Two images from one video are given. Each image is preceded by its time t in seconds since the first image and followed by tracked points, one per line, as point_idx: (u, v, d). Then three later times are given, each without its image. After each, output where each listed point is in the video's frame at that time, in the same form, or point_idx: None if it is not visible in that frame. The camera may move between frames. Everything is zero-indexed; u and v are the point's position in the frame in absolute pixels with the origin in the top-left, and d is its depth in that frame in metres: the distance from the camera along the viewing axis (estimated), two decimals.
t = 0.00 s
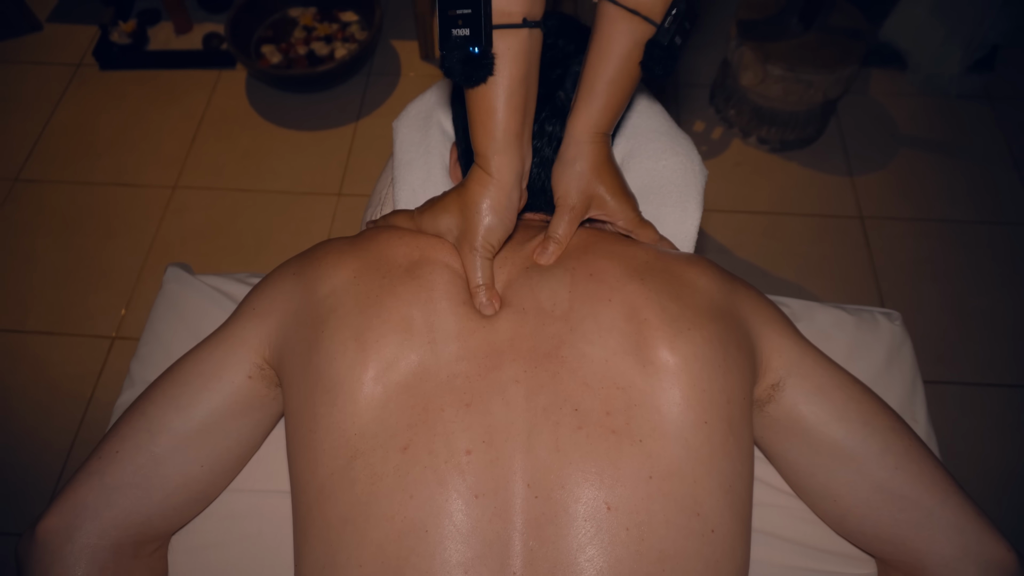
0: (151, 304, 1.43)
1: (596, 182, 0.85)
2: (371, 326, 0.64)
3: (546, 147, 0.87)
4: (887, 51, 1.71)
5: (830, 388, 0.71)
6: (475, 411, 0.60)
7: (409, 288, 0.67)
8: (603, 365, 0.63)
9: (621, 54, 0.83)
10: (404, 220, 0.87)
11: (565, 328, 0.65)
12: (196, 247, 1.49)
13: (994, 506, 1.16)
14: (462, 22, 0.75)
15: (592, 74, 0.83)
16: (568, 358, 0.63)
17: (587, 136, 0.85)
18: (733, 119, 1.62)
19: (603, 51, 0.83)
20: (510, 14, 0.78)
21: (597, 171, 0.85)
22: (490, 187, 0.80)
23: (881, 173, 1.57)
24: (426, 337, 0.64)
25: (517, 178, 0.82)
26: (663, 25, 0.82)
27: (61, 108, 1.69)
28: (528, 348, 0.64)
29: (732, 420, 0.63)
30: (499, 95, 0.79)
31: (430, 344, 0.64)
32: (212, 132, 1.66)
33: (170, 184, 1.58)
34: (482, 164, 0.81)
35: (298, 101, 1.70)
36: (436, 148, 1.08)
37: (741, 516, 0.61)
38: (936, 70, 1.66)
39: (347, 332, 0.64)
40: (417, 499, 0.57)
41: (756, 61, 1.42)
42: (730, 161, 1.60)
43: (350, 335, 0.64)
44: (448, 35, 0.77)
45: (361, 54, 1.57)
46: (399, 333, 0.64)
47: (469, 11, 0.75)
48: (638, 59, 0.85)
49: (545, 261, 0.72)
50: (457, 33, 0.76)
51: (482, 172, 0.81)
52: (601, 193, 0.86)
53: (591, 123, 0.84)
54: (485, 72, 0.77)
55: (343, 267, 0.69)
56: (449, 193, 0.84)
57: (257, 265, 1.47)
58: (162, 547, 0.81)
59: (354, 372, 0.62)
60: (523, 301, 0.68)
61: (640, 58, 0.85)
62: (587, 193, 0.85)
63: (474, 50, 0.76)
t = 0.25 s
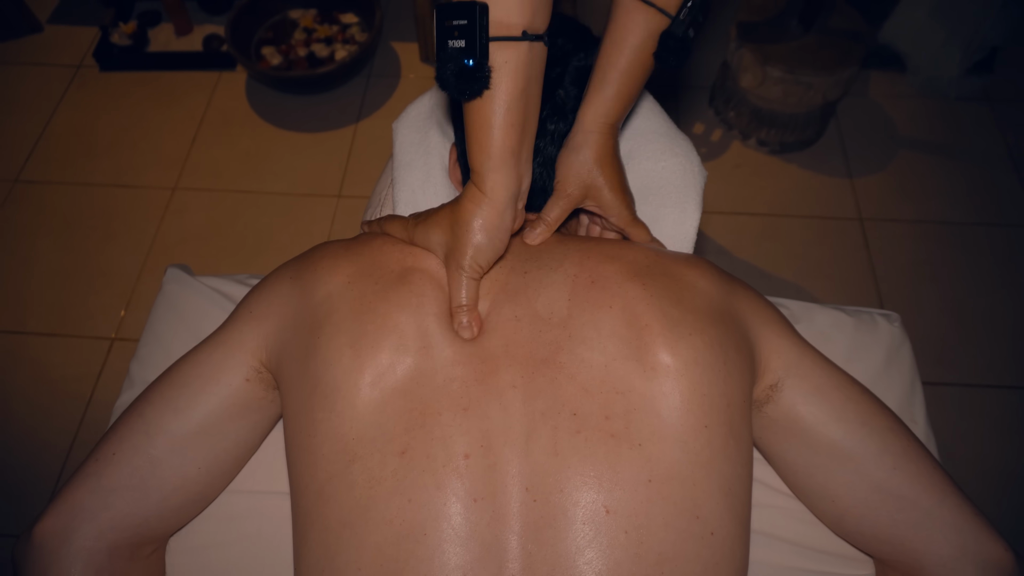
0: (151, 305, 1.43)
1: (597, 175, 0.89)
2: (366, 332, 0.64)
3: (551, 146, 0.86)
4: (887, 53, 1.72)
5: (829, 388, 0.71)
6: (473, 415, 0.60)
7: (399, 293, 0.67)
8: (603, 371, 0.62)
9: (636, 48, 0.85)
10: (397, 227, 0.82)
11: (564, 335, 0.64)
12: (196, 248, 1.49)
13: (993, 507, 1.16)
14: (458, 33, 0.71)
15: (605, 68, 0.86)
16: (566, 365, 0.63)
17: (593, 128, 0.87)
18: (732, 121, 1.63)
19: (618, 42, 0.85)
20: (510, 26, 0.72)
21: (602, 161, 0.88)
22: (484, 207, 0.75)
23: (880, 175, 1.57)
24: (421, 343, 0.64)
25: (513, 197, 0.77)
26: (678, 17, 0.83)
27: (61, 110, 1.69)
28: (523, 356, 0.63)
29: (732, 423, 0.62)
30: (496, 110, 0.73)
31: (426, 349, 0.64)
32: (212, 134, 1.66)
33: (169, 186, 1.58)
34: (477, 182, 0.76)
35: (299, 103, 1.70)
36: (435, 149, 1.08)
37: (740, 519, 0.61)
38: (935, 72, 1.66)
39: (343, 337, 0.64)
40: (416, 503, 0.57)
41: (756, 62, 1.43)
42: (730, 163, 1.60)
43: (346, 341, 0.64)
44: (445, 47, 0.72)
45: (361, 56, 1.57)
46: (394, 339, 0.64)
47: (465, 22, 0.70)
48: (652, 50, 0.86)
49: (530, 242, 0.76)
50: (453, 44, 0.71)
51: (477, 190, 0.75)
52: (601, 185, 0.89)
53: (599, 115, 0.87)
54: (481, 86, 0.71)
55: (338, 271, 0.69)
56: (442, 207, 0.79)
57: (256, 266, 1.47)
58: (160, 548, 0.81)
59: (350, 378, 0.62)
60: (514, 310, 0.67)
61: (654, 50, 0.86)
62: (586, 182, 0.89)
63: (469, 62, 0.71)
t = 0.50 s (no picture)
0: (149, 309, 1.42)
1: (584, 202, 0.86)
2: (363, 330, 0.64)
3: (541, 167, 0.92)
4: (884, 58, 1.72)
5: (825, 393, 0.71)
6: (468, 415, 0.60)
7: (399, 292, 0.67)
8: (599, 375, 0.62)
9: (605, 73, 0.86)
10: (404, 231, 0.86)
11: (559, 339, 0.64)
12: (194, 252, 1.49)
13: (991, 512, 1.16)
14: (465, 50, 0.79)
15: (578, 94, 0.86)
16: (562, 368, 0.63)
17: (572, 154, 0.87)
18: (730, 126, 1.63)
19: (586, 69, 0.86)
20: (510, 40, 0.80)
21: (585, 190, 0.86)
22: (498, 205, 0.81)
23: (877, 179, 1.58)
24: (416, 341, 0.64)
25: (523, 198, 0.84)
26: (647, 47, 0.85)
27: (59, 113, 1.70)
28: (519, 355, 0.64)
29: (728, 428, 0.62)
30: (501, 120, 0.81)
31: (420, 347, 0.64)
32: (210, 137, 1.66)
33: (168, 190, 1.58)
34: (489, 184, 0.82)
35: (297, 107, 1.71)
36: (432, 155, 1.09)
37: (736, 524, 0.61)
38: (931, 77, 1.66)
39: (339, 336, 0.64)
40: (411, 505, 0.57)
41: (753, 67, 1.43)
42: (727, 167, 1.61)
43: (342, 339, 0.64)
44: (452, 63, 0.80)
45: (359, 60, 1.58)
46: (390, 337, 0.64)
47: (470, 39, 0.78)
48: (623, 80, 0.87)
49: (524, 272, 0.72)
50: (460, 60, 0.79)
51: (490, 191, 0.82)
52: (590, 211, 0.86)
53: (576, 141, 0.87)
54: (489, 98, 0.80)
55: (336, 271, 0.69)
56: (454, 211, 0.84)
57: (254, 270, 1.47)
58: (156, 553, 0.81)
59: (346, 376, 0.62)
60: (509, 311, 0.67)
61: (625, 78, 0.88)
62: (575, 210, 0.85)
63: (478, 75, 0.79)
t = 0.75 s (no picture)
0: (146, 312, 1.42)
1: (574, 213, 0.84)
2: (365, 321, 0.64)
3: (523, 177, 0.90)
4: (879, 62, 1.73)
5: (823, 397, 0.71)
6: (466, 411, 0.60)
7: (403, 285, 0.68)
8: (596, 379, 0.62)
9: (577, 83, 0.84)
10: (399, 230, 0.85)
11: (556, 341, 0.64)
12: (192, 255, 1.49)
13: (988, 514, 1.16)
14: (437, 39, 0.83)
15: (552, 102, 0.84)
16: (559, 370, 0.63)
17: (552, 167, 0.85)
18: (727, 130, 1.64)
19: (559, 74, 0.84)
20: (479, 28, 0.84)
21: (571, 199, 0.84)
22: (483, 185, 0.84)
23: (874, 182, 1.58)
24: (417, 332, 0.64)
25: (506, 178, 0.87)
26: (621, 54, 0.86)
27: (57, 117, 1.69)
28: (518, 353, 0.64)
29: (726, 431, 0.62)
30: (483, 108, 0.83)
31: (421, 340, 0.64)
32: (208, 141, 1.66)
33: (166, 193, 1.58)
34: (471, 168, 0.85)
35: (295, 111, 1.71)
36: (431, 158, 1.08)
37: (734, 525, 0.61)
38: (926, 81, 1.67)
39: (340, 328, 0.64)
40: (409, 502, 0.57)
41: (750, 71, 1.43)
42: (724, 171, 1.61)
43: (344, 332, 0.64)
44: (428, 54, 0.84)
45: (357, 64, 1.58)
46: (391, 328, 0.64)
47: (443, 28, 0.82)
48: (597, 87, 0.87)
49: (530, 291, 0.71)
50: (434, 49, 0.83)
51: (474, 175, 0.84)
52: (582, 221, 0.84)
53: (554, 154, 0.85)
54: (464, 80, 0.82)
55: (339, 268, 0.69)
56: (443, 201, 0.86)
57: (252, 273, 1.47)
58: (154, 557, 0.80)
59: (347, 368, 0.62)
60: (510, 307, 0.68)
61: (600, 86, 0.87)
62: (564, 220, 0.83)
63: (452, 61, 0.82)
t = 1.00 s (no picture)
0: (149, 314, 1.42)
1: (568, 224, 0.81)
2: (368, 323, 0.65)
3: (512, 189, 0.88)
4: (882, 63, 1.73)
5: (826, 401, 0.71)
6: (467, 414, 0.60)
7: (405, 284, 0.68)
8: (598, 384, 0.62)
9: (558, 92, 0.80)
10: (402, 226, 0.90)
11: (557, 346, 0.64)
12: (195, 257, 1.50)
13: (992, 517, 1.15)
14: (414, 19, 0.81)
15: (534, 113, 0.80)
16: (560, 375, 0.63)
17: (541, 183, 0.82)
18: (729, 131, 1.64)
19: (536, 90, 0.80)
20: (453, 5, 0.83)
21: (564, 214, 0.81)
22: (474, 160, 0.84)
23: (877, 184, 1.58)
24: (418, 333, 0.64)
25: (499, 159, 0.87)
26: (602, 57, 0.84)
27: (60, 119, 1.70)
28: (520, 357, 0.64)
29: (727, 436, 0.62)
30: (470, 103, 0.84)
31: (421, 341, 0.64)
32: (211, 143, 1.67)
33: (168, 195, 1.58)
34: (460, 145, 0.85)
35: (297, 112, 1.71)
36: (433, 159, 1.09)
37: (736, 528, 0.61)
38: (929, 83, 1.67)
39: (343, 329, 0.65)
40: (410, 504, 0.57)
41: (752, 73, 1.43)
42: (727, 172, 1.61)
43: (346, 331, 0.64)
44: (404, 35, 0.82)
45: (359, 66, 1.58)
46: (394, 329, 0.64)
47: (419, 7, 0.80)
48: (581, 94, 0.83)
49: (540, 316, 0.67)
50: (411, 30, 0.81)
51: (463, 150, 0.84)
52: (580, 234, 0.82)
53: (540, 169, 0.81)
54: (444, 57, 0.81)
55: (343, 268, 0.70)
56: (439, 183, 0.88)
57: (255, 275, 1.47)
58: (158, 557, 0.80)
59: (349, 369, 0.63)
60: (512, 312, 0.67)
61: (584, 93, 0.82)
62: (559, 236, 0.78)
63: (431, 38, 0.81)
